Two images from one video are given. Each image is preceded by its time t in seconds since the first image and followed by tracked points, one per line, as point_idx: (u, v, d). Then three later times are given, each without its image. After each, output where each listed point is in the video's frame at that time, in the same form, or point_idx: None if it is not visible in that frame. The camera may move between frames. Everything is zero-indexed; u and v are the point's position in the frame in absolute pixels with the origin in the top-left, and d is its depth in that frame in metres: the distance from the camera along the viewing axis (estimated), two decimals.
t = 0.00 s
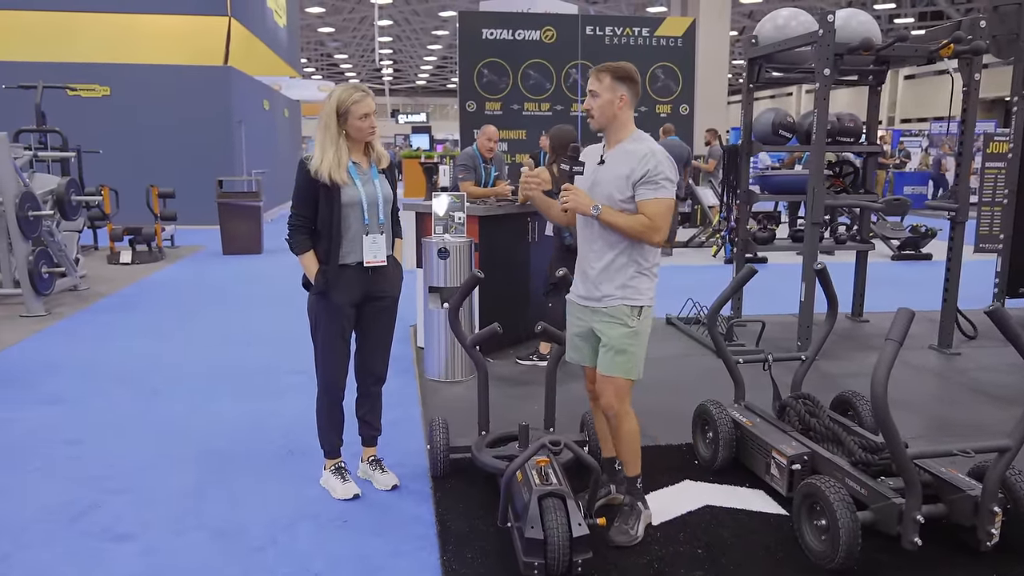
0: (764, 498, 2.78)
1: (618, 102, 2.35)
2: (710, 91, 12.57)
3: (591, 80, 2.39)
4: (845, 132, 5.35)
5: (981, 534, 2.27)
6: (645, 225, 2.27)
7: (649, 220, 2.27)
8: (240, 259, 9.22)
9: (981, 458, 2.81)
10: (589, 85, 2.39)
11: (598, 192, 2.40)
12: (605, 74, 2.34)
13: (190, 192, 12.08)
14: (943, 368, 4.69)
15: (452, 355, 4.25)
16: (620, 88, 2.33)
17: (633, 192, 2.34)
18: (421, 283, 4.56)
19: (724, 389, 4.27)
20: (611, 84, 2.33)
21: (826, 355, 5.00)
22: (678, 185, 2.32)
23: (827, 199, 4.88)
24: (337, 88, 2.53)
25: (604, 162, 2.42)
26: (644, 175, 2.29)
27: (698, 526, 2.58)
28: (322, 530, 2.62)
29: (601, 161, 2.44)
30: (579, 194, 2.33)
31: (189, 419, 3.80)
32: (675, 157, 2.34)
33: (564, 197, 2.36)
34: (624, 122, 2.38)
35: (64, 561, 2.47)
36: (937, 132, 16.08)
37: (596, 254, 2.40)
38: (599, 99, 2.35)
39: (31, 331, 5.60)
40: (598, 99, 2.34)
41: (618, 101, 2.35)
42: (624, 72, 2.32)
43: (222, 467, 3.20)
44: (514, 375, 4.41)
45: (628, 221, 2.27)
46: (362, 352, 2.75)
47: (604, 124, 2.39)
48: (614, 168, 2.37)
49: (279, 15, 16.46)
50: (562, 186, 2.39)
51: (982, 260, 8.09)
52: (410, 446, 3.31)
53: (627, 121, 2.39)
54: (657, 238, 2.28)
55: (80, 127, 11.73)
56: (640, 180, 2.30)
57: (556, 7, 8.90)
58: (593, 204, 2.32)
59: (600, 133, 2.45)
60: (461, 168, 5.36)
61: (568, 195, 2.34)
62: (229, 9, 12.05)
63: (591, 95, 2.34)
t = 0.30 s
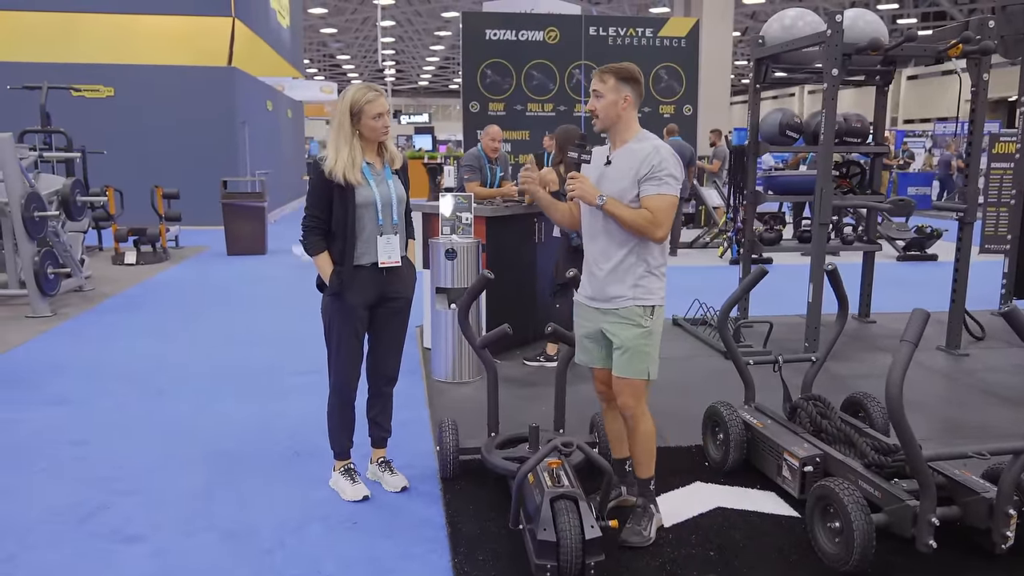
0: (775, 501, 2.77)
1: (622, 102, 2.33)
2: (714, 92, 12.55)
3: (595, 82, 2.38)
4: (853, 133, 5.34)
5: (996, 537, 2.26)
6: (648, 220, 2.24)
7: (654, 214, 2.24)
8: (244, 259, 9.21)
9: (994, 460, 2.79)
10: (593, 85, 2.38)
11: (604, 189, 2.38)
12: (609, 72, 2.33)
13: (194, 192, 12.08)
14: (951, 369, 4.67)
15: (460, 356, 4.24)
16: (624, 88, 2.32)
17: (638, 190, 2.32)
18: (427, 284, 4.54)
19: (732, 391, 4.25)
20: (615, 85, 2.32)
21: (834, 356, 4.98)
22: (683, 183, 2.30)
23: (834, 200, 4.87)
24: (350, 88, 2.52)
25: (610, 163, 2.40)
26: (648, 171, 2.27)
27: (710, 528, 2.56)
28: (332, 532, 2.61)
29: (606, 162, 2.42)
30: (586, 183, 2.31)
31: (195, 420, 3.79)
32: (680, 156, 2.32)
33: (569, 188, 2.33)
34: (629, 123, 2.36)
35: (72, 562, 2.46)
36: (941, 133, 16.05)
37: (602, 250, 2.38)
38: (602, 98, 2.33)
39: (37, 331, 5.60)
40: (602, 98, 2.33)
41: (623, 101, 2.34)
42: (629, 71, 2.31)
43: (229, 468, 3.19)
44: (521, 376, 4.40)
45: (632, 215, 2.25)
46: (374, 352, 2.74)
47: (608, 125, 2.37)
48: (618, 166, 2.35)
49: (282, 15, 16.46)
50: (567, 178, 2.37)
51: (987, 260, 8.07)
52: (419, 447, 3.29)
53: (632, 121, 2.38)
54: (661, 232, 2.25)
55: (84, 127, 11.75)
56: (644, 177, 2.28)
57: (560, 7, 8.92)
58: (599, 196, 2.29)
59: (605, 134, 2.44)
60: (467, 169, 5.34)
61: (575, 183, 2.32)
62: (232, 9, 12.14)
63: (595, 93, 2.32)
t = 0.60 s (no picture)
0: (789, 502, 2.76)
1: (633, 100, 2.31)
2: (717, 92, 12.53)
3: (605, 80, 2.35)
4: (861, 133, 5.32)
5: (1013, 539, 2.25)
6: (663, 217, 2.23)
7: (667, 212, 2.23)
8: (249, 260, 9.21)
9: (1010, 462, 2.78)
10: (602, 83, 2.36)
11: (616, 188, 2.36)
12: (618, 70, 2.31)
13: (198, 193, 12.07)
14: (961, 370, 4.65)
15: (468, 356, 4.24)
16: (636, 87, 2.29)
17: (651, 188, 2.30)
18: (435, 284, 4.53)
19: (741, 391, 4.24)
20: (626, 83, 2.28)
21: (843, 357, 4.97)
22: (696, 180, 2.29)
23: (843, 200, 4.85)
24: (366, 89, 2.52)
25: (622, 162, 2.38)
26: (661, 169, 2.26)
27: (724, 529, 2.55)
28: (344, 533, 2.60)
29: (618, 161, 2.39)
30: (599, 182, 2.29)
31: (204, 420, 3.79)
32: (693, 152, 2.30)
33: (582, 187, 2.32)
34: (640, 121, 2.34)
35: (84, 563, 2.45)
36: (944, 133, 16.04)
37: (615, 249, 2.37)
38: (612, 96, 2.31)
39: (43, 332, 5.60)
40: (612, 97, 2.30)
41: (634, 99, 2.31)
42: (638, 68, 2.29)
43: (239, 468, 3.19)
44: (529, 376, 4.39)
45: (646, 213, 2.23)
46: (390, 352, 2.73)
47: (619, 124, 2.35)
48: (630, 165, 2.33)
49: (286, 16, 16.48)
50: (581, 175, 2.35)
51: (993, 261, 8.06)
52: (431, 448, 3.28)
53: (642, 118, 2.35)
54: (675, 230, 2.24)
55: (88, 128, 11.75)
56: (658, 174, 2.26)
57: (562, 7, 8.77)
58: (612, 195, 2.28)
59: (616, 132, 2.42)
60: (474, 169, 5.33)
61: (588, 182, 2.31)
62: (236, 10, 12.15)
63: (604, 93, 2.30)
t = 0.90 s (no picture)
0: (804, 502, 2.75)
1: (654, 101, 2.30)
2: (720, 93, 12.51)
3: (622, 80, 2.33)
4: (869, 133, 5.31)
5: None
6: (690, 219, 2.23)
7: (694, 212, 2.23)
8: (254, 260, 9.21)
9: None
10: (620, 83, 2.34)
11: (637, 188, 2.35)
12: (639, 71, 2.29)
13: (202, 193, 12.07)
14: (971, 370, 4.64)
15: (478, 357, 4.23)
16: (656, 87, 2.28)
17: (674, 189, 2.30)
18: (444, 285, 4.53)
19: (752, 392, 4.23)
20: (647, 85, 2.27)
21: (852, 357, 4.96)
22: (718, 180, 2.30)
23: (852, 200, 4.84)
24: (381, 90, 2.52)
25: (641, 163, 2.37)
26: (686, 170, 2.26)
27: (740, 530, 2.54)
28: (359, 534, 2.60)
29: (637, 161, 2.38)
30: (624, 184, 2.27)
31: (215, 421, 3.78)
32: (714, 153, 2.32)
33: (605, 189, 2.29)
34: (659, 122, 2.34)
35: (97, 564, 2.45)
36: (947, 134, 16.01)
37: (637, 250, 2.35)
38: (636, 98, 2.29)
39: (50, 333, 5.59)
40: (634, 99, 2.29)
41: (654, 100, 2.30)
42: (658, 69, 2.28)
43: (250, 469, 3.18)
44: (538, 376, 4.38)
45: (675, 214, 2.23)
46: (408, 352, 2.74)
47: (639, 124, 2.34)
48: (652, 165, 2.33)
49: (289, 17, 16.48)
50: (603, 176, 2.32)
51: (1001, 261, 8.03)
52: (443, 449, 3.28)
53: (661, 119, 2.35)
54: (703, 231, 2.24)
55: (93, 128, 11.75)
56: (682, 175, 2.27)
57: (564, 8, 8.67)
58: (637, 196, 2.26)
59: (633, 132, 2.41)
60: (482, 169, 5.31)
61: (613, 183, 2.28)
62: (240, 11, 12.07)
63: (626, 94, 2.28)
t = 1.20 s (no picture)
0: (806, 503, 2.75)
1: (649, 107, 2.30)
2: (710, 95, 12.56)
3: (610, 94, 2.31)
4: (863, 134, 5.33)
5: None
6: (709, 217, 2.24)
7: (713, 211, 2.24)
8: (245, 264, 9.16)
9: None
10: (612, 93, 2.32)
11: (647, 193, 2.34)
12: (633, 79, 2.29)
13: (192, 196, 11.99)
14: (966, 371, 4.66)
15: (475, 360, 4.21)
16: (648, 95, 2.28)
17: (685, 189, 2.31)
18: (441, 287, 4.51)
19: (749, 393, 4.23)
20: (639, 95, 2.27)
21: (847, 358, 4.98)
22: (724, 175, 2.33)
23: (848, 201, 4.86)
24: (378, 90, 2.50)
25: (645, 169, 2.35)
26: (697, 169, 2.27)
27: (743, 531, 2.54)
28: (361, 538, 2.58)
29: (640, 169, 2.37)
30: (638, 190, 2.23)
31: (210, 425, 3.76)
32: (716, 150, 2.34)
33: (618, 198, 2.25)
34: (656, 126, 2.33)
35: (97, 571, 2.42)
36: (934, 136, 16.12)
37: (651, 255, 2.33)
38: (635, 106, 2.28)
39: (42, 337, 5.54)
40: (631, 108, 2.28)
41: (648, 107, 2.30)
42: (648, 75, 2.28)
43: (248, 474, 3.15)
44: (535, 378, 4.37)
45: (695, 215, 2.23)
46: (407, 357, 2.71)
47: (639, 131, 2.32)
48: (660, 170, 2.32)
49: (279, 20, 16.42)
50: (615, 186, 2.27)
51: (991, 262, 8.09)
52: (442, 452, 3.27)
53: (658, 123, 2.36)
54: (723, 229, 2.25)
55: (82, 131, 11.66)
56: (693, 175, 2.28)
57: (555, 12, 8.62)
58: (651, 202, 2.24)
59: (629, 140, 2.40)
60: (477, 171, 5.28)
61: (627, 191, 2.23)
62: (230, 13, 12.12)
63: (619, 105, 2.26)
